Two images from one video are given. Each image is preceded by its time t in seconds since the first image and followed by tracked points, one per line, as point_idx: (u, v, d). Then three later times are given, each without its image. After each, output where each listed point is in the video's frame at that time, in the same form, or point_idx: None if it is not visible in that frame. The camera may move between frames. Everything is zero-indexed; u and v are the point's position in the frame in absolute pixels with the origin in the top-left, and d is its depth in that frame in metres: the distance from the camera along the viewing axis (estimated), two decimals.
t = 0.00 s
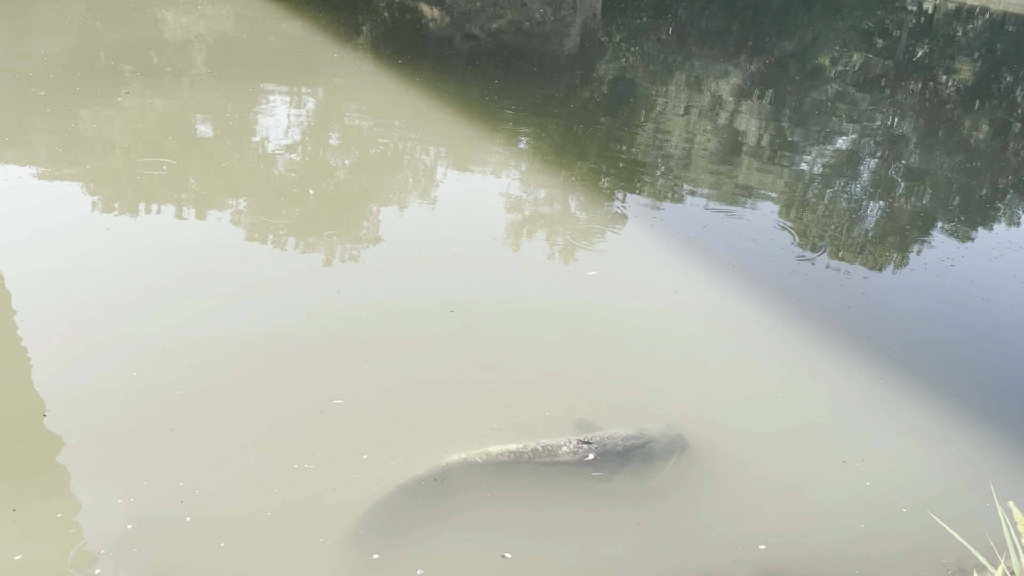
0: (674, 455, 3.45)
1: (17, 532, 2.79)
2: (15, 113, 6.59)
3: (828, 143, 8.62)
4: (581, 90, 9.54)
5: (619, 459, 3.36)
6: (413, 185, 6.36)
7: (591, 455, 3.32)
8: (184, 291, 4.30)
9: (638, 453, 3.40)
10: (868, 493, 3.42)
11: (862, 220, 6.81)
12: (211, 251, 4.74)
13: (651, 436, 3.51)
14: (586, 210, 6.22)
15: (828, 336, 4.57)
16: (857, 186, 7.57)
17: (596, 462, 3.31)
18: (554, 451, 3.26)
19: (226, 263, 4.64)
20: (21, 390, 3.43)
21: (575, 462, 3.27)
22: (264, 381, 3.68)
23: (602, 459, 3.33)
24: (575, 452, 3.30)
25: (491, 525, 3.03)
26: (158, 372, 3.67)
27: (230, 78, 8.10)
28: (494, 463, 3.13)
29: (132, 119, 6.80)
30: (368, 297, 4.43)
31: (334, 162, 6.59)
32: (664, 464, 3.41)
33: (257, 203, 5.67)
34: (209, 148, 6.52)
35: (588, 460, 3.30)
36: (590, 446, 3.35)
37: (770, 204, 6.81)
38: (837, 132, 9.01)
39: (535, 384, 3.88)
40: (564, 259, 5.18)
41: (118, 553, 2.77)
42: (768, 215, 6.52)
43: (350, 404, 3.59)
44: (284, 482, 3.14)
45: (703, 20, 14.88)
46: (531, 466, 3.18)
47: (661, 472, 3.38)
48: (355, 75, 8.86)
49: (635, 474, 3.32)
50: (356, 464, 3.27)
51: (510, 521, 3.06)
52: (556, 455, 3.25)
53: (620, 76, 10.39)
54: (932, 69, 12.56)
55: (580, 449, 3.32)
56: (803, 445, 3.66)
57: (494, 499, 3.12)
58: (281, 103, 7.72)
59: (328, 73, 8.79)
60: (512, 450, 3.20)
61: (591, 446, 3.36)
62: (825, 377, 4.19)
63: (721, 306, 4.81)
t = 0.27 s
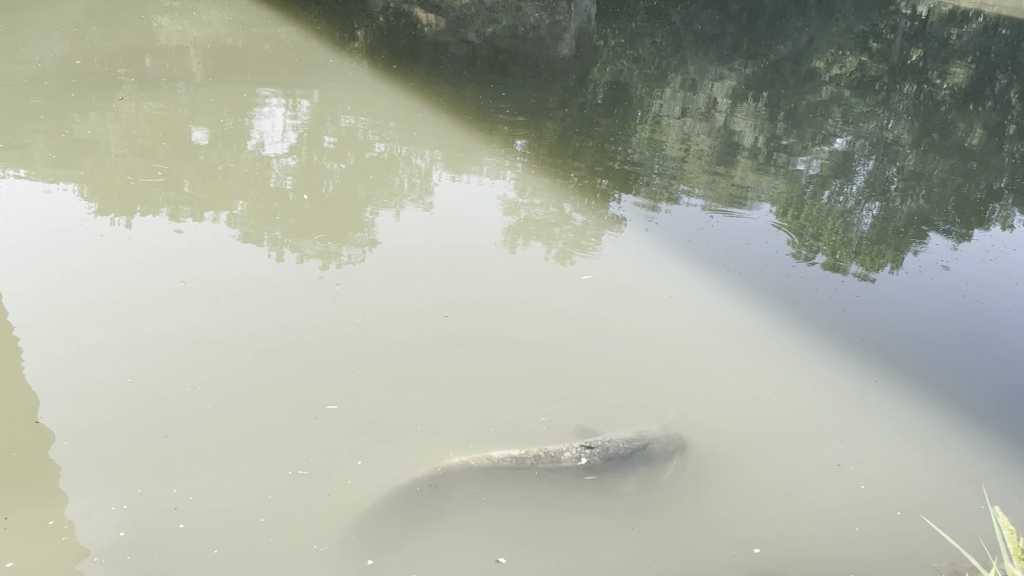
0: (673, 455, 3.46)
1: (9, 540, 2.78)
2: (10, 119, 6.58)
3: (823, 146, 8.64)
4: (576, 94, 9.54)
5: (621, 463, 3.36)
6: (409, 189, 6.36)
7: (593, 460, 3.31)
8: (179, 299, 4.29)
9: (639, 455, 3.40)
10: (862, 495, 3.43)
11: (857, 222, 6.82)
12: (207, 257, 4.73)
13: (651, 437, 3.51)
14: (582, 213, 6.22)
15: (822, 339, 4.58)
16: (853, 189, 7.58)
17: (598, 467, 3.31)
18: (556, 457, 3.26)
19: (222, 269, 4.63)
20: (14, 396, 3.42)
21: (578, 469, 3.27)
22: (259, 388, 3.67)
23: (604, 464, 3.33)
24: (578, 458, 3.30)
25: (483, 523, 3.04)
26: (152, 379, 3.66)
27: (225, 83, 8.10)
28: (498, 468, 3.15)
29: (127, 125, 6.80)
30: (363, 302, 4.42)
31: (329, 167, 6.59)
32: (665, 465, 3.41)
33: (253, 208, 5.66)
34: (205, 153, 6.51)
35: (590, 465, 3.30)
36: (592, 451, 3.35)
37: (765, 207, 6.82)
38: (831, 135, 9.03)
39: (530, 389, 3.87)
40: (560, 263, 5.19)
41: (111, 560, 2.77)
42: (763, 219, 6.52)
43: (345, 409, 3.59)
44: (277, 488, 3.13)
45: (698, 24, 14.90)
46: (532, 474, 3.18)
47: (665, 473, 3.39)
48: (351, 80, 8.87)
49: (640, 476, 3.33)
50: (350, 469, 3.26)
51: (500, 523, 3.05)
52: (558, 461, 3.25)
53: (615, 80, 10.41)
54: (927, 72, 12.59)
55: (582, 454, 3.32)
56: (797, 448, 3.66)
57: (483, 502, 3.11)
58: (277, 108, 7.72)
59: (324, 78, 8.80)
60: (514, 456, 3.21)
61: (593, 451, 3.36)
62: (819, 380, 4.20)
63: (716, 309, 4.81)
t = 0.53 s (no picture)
0: (671, 456, 3.45)
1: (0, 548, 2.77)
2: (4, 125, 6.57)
3: (819, 149, 8.64)
4: (572, 98, 9.55)
5: (623, 466, 3.32)
6: (405, 194, 6.36)
7: (595, 463, 3.28)
8: (174, 305, 4.27)
9: (640, 456, 3.37)
10: (857, 498, 3.42)
11: (853, 225, 6.82)
12: (202, 262, 4.72)
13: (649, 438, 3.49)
14: (578, 217, 6.22)
15: (817, 341, 4.58)
16: (849, 192, 7.59)
17: (600, 469, 3.28)
18: (558, 462, 3.26)
19: (217, 274, 4.62)
20: (7, 403, 3.41)
21: (580, 472, 3.24)
22: (253, 394, 3.65)
23: (607, 468, 3.29)
24: (581, 463, 3.27)
25: (476, 525, 3.05)
26: (146, 386, 3.65)
27: (221, 89, 8.10)
28: (500, 472, 3.17)
29: (122, 131, 6.79)
30: (358, 307, 4.41)
31: (326, 172, 6.59)
32: (664, 467, 3.40)
33: (249, 213, 5.66)
34: (201, 159, 6.51)
35: (592, 469, 3.27)
36: (593, 455, 3.31)
37: (762, 210, 6.82)
38: (827, 138, 9.04)
39: (525, 394, 3.86)
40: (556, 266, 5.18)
41: (103, 567, 2.75)
42: (760, 222, 6.52)
43: (338, 415, 3.58)
44: (270, 494, 3.12)
45: (693, 28, 14.93)
46: (533, 479, 3.19)
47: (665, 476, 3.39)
48: (346, 85, 8.87)
49: (642, 478, 3.32)
50: (344, 474, 3.26)
51: (493, 526, 3.06)
52: (560, 466, 3.24)
53: (611, 84, 10.41)
54: (922, 74, 12.61)
55: (584, 458, 3.29)
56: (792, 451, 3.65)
57: (473, 506, 3.10)
58: (273, 113, 7.71)
59: (319, 83, 8.80)
60: (516, 461, 3.23)
61: (594, 455, 3.31)
62: (814, 383, 4.19)
63: (711, 312, 4.81)
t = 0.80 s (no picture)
0: (671, 453, 3.50)
1: None
2: None
3: (814, 152, 8.65)
4: (567, 102, 9.55)
5: (624, 465, 3.36)
6: (401, 198, 6.36)
7: (597, 463, 3.32)
8: (170, 310, 4.25)
9: (640, 456, 3.41)
10: (852, 499, 3.42)
11: (849, 228, 6.83)
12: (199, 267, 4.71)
13: (648, 437, 3.54)
14: (574, 221, 6.22)
15: (812, 343, 4.58)
16: (844, 194, 7.60)
17: (602, 469, 3.32)
18: (558, 465, 3.26)
19: (213, 278, 4.61)
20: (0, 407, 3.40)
21: (583, 473, 3.27)
22: (247, 399, 3.64)
23: (608, 468, 3.33)
24: (582, 463, 3.30)
25: (470, 522, 3.07)
26: (139, 391, 3.63)
27: (216, 94, 8.09)
28: (503, 476, 3.15)
29: (117, 136, 6.79)
30: (353, 310, 4.40)
31: (321, 176, 6.59)
32: (665, 465, 3.44)
33: (244, 218, 5.66)
34: (197, 164, 6.50)
35: (594, 469, 3.30)
36: (593, 455, 3.35)
37: (758, 213, 6.83)
38: (822, 141, 9.06)
39: (520, 397, 3.85)
40: (552, 269, 5.18)
41: (95, 571, 2.74)
42: (755, 225, 6.53)
43: (332, 417, 3.57)
44: (264, 498, 3.11)
45: (688, 31, 14.95)
46: (535, 482, 3.18)
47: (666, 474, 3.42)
48: (341, 90, 8.87)
49: (644, 477, 3.35)
50: (338, 477, 3.25)
51: (488, 521, 3.08)
52: (562, 468, 3.25)
53: (606, 87, 10.42)
54: (916, 77, 12.64)
55: (586, 459, 3.33)
56: (787, 453, 3.65)
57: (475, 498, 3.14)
58: (268, 118, 7.70)
59: (314, 88, 8.80)
60: (518, 463, 3.20)
61: (595, 456, 3.36)
62: (810, 384, 4.19)
63: (705, 315, 4.81)
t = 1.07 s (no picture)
0: (670, 453, 3.50)
1: None
2: None
3: (810, 155, 8.66)
4: (563, 106, 9.56)
5: (625, 466, 3.35)
6: (397, 202, 6.36)
7: (599, 464, 3.31)
8: (167, 313, 4.24)
9: (640, 457, 3.40)
10: (846, 502, 3.41)
11: (845, 230, 6.83)
12: (195, 270, 4.69)
13: (647, 438, 3.54)
14: (570, 225, 6.23)
15: (807, 345, 4.58)
16: (841, 197, 7.61)
17: (605, 470, 3.31)
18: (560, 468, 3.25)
19: (207, 282, 4.59)
20: None
21: (586, 475, 3.26)
22: (242, 404, 3.63)
23: (609, 469, 3.32)
24: (582, 466, 3.29)
25: (460, 522, 3.07)
26: (134, 397, 3.61)
27: (212, 98, 8.09)
28: (504, 480, 3.15)
29: (113, 140, 6.78)
30: (348, 314, 4.40)
31: (318, 181, 6.59)
32: (665, 465, 3.44)
33: (241, 222, 5.66)
34: (193, 168, 6.50)
35: (595, 472, 3.29)
36: (594, 457, 3.33)
37: (754, 216, 6.83)
38: (818, 144, 9.07)
39: (516, 403, 3.84)
40: (548, 274, 5.17)
41: None
42: (752, 228, 6.53)
43: (326, 422, 3.56)
44: (258, 504, 3.10)
45: (684, 35, 14.97)
46: (537, 486, 3.16)
47: (667, 474, 3.43)
48: (337, 94, 8.87)
49: (645, 477, 3.36)
50: (332, 482, 3.24)
51: (477, 522, 3.08)
52: (566, 473, 3.23)
53: (602, 91, 10.43)
54: (911, 80, 12.67)
55: (586, 462, 3.31)
56: (781, 456, 3.65)
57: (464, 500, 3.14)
58: (264, 123, 7.69)
59: (310, 92, 8.80)
60: (520, 469, 3.20)
61: (595, 457, 3.34)
62: (804, 387, 4.19)
63: (700, 318, 4.81)
